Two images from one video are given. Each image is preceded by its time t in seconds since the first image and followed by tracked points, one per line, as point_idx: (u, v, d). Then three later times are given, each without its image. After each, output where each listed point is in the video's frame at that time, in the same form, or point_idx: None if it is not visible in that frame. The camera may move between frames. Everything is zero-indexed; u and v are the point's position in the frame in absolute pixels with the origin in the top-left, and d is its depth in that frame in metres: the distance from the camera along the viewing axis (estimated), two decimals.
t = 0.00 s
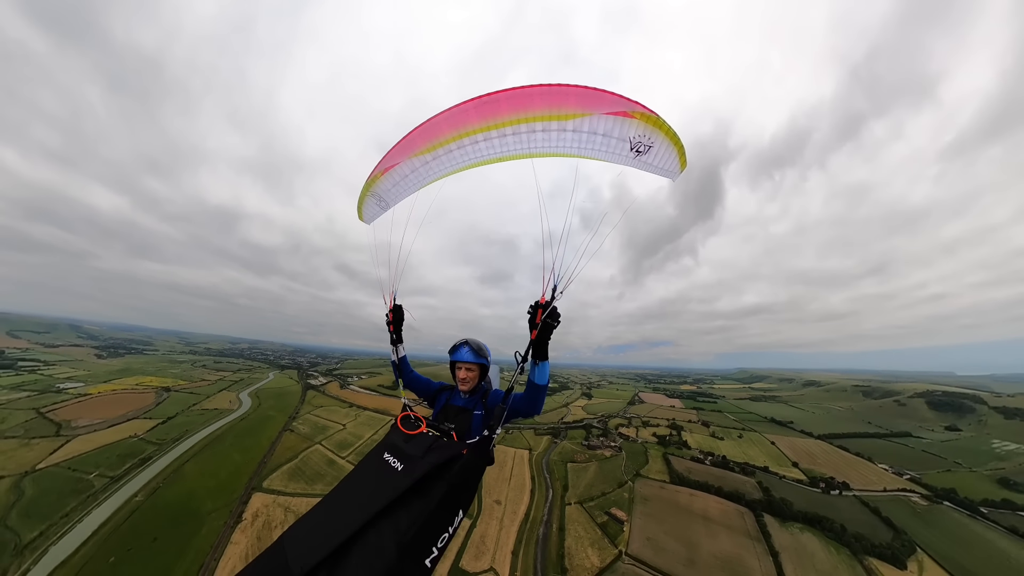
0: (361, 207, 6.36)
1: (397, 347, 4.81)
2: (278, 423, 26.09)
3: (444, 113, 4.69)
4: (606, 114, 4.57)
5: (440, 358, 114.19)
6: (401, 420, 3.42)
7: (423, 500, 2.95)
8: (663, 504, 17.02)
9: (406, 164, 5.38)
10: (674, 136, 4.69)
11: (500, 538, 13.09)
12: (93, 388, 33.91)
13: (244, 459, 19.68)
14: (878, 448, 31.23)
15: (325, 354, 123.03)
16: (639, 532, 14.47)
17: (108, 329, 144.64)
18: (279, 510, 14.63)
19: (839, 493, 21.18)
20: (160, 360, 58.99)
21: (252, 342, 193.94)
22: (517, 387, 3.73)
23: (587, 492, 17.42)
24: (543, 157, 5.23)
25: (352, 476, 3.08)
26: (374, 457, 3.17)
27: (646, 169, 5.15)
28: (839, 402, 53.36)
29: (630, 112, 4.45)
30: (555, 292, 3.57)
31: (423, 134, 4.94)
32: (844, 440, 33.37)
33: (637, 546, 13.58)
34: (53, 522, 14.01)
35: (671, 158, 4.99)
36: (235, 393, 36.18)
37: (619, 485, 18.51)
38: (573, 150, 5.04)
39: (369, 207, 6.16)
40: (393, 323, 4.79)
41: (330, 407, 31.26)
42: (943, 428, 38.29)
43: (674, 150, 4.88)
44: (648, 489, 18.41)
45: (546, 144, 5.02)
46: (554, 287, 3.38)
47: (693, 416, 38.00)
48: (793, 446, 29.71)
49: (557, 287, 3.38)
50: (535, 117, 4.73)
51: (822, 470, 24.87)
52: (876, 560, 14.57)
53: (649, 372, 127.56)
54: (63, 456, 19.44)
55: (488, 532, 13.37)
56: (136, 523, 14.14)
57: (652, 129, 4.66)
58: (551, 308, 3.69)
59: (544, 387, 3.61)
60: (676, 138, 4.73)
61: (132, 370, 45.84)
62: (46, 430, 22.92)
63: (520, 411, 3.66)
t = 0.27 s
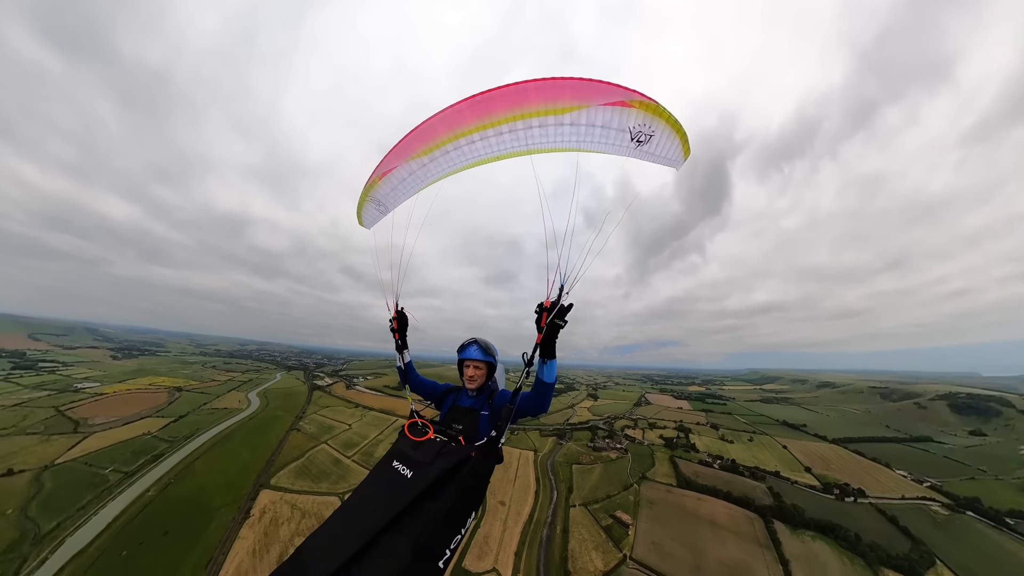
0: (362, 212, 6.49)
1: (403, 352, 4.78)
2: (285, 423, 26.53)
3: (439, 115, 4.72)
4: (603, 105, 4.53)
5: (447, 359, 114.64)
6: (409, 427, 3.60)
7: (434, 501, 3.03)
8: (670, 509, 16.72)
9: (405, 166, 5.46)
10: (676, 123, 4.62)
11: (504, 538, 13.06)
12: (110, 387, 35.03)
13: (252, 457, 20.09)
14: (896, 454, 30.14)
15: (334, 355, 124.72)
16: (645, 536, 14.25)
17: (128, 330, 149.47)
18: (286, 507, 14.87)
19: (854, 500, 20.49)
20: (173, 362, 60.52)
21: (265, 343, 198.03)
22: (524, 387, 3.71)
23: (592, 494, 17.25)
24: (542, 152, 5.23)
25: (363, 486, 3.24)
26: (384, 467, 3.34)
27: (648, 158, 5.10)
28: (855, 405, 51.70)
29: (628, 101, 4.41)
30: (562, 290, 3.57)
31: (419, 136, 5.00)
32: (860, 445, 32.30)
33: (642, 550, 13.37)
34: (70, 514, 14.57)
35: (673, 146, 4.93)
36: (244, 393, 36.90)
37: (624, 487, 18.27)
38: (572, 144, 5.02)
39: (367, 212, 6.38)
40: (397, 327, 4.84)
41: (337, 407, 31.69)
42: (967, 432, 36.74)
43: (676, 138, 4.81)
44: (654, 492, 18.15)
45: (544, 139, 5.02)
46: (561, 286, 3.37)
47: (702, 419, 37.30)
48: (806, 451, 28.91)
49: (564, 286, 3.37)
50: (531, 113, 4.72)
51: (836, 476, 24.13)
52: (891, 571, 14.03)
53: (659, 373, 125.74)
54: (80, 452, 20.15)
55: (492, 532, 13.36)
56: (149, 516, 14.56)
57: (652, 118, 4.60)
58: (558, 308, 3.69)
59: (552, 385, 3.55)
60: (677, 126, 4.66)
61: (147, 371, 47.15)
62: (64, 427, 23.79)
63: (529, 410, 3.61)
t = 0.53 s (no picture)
0: (365, 216, 6.64)
1: (407, 352, 4.78)
2: (293, 423, 27.06)
3: (434, 114, 4.77)
4: (600, 90, 4.50)
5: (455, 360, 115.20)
6: (411, 425, 3.56)
7: (438, 496, 3.00)
8: (678, 514, 16.37)
9: (403, 168, 5.58)
10: (677, 104, 4.54)
11: (507, 540, 13.00)
12: (128, 387, 36.28)
13: (261, 455, 20.54)
14: (918, 459, 28.90)
15: (345, 356, 126.81)
16: (651, 541, 13.97)
17: (150, 333, 154.79)
18: (294, 504, 15.12)
19: (872, 508, 19.70)
20: (187, 363, 62.31)
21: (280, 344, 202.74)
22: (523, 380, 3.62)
23: (597, 497, 17.02)
24: (540, 144, 5.23)
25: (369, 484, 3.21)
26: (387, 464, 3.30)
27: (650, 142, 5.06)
28: (874, 407, 49.85)
29: (624, 84, 4.36)
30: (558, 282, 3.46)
31: (416, 137, 5.08)
32: (880, 450, 31.10)
33: (648, 555, 13.09)
34: (88, 506, 15.16)
35: (675, 128, 4.85)
36: (255, 394, 37.76)
37: (631, 491, 17.99)
38: (571, 133, 5.00)
39: (369, 216, 6.59)
40: (401, 327, 4.83)
41: (344, 408, 32.16)
42: (996, 437, 35.01)
43: (677, 119, 4.73)
44: (662, 496, 17.80)
45: (541, 130, 5.01)
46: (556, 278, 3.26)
47: (712, 421, 36.49)
48: (822, 455, 27.97)
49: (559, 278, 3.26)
50: (526, 105, 4.72)
51: (853, 482, 23.26)
52: None
53: (671, 375, 123.57)
54: (98, 448, 20.95)
55: (496, 533, 13.30)
56: (162, 509, 15.03)
57: (650, 100, 4.55)
58: (556, 300, 3.56)
59: (553, 377, 3.45)
60: (677, 106, 4.58)
61: (163, 372, 48.60)
62: (83, 425, 24.75)
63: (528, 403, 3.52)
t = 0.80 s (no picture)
0: (368, 221, 6.77)
1: (415, 354, 4.78)
2: (298, 423, 27.37)
3: (429, 111, 4.82)
4: (597, 72, 4.42)
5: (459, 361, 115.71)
6: (419, 422, 3.60)
7: (443, 488, 3.01)
8: (683, 517, 16.14)
9: (403, 169, 5.71)
10: (682, 82, 4.33)
11: (510, 540, 12.97)
12: (137, 387, 37.04)
13: (268, 454, 20.84)
14: (932, 464, 28.13)
15: (350, 357, 128.07)
16: (655, 544, 13.81)
17: (162, 334, 157.91)
18: (298, 503, 15.26)
19: (884, 515, 19.22)
20: (195, 365, 63.39)
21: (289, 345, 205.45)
22: (525, 373, 3.58)
23: (601, 499, 16.88)
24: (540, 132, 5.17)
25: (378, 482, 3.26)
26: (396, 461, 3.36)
27: (655, 125, 4.87)
28: (887, 409, 48.66)
29: (623, 63, 4.25)
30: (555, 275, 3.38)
31: (413, 135, 5.17)
32: (892, 453, 30.36)
33: (652, 559, 12.92)
34: (99, 502, 15.51)
35: (682, 108, 4.62)
36: (261, 394, 38.26)
37: (635, 493, 17.81)
38: (570, 120, 4.96)
39: (373, 220, 6.63)
40: (409, 328, 4.84)
41: (349, 408, 32.45)
42: (1015, 441, 33.92)
43: (684, 99, 4.50)
44: (667, 499, 17.58)
45: (539, 119, 4.96)
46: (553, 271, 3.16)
47: (718, 423, 36.01)
48: (831, 459, 27.40)
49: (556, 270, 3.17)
50: (521, 93, 4.68)
51: (865, 487, 22.72)
52: None
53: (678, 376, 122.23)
54: (109, 446, 21.45)
55: (499, 534, 13.26)
56: (170, 506, 15.29)
57: (652, 80, 4.41)
58: (556, 294, 3.48)
59: (554, 370, 3.35)
60: (683, 85, 4.37)
61: (172, 373, 49.50)
62: (94, 423, 25.35)
63: (531, 396, 3.47)
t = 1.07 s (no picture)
0: (368, 221, 6.84)
1: (420, 355, 4.82)
2: (297, 423, 27.37)
3: (424, 106, 4.89)
4: (596, 58, 4.48)
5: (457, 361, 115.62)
6: (424, 423, 3.61)
7: (451, 492, 3.07)
8: (682, 517, 16.16)
9: (401, 167, 5.78)
10: (684, 64, 4.37)
11: (510, 540, 13.00)
12: (135, 388, 36.95)
13: (267, 455, 20.84)
14: (930, 464, 28.18)
15: (348, 357, 127.90)
16: (654, 544, 13.84)
17: (160, 334, 157.65)
18: (298, 504, 15.27)
19: (881, 514, 19.28)
20: (193, 365, 63.26)
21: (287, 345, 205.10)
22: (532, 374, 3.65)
23: (600, 499, 16.90)
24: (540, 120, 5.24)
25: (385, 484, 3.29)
26: (402, 462, 3.38)
27: (659, 110, 4.94)
28: (885, 410, 48.69)
29: (625, 47, 4.30)
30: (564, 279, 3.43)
31: (410, 131, 5.24)
32: (890, 454, 30.46)
33: (651, 558, 12.95)
34: (97, 503, 15.50)
35: (688, 93, 4.67)
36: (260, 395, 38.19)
37: (634, 493, 17.84)
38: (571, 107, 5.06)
39: (373, 219, 6.67)
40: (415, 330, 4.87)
41: (348, 409, 32.44)
42: (1011, 442, 34.05)
43: (689, 83, 4.55)
44: (666, 499, 17.62)
45: (537, 107, 5.03)
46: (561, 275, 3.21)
47: (718, 423, 36.05)
48: (830, 459, 27.46)
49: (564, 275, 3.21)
50: (519, 82, 4.75)
51: (863, 487, 22.77)
52: None
53: (677, 377, 122.30)
54: (107, 447, 21.41)
55: (499, 534, 13.29)
56: (169, 507, 15.28)
57: (654, 64, 4.46)
58: (563, 296, 3.53)
59: (564, 373, 3.44)
60: (685, 68, 4.42)
61: (170, 374, 49.46)
62: (92, 425, 25.28)
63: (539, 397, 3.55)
